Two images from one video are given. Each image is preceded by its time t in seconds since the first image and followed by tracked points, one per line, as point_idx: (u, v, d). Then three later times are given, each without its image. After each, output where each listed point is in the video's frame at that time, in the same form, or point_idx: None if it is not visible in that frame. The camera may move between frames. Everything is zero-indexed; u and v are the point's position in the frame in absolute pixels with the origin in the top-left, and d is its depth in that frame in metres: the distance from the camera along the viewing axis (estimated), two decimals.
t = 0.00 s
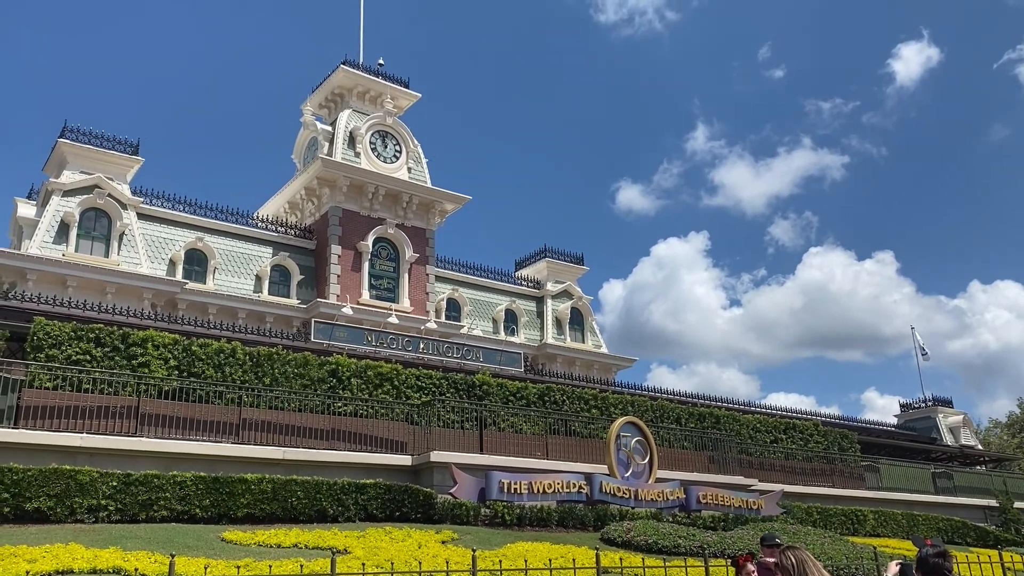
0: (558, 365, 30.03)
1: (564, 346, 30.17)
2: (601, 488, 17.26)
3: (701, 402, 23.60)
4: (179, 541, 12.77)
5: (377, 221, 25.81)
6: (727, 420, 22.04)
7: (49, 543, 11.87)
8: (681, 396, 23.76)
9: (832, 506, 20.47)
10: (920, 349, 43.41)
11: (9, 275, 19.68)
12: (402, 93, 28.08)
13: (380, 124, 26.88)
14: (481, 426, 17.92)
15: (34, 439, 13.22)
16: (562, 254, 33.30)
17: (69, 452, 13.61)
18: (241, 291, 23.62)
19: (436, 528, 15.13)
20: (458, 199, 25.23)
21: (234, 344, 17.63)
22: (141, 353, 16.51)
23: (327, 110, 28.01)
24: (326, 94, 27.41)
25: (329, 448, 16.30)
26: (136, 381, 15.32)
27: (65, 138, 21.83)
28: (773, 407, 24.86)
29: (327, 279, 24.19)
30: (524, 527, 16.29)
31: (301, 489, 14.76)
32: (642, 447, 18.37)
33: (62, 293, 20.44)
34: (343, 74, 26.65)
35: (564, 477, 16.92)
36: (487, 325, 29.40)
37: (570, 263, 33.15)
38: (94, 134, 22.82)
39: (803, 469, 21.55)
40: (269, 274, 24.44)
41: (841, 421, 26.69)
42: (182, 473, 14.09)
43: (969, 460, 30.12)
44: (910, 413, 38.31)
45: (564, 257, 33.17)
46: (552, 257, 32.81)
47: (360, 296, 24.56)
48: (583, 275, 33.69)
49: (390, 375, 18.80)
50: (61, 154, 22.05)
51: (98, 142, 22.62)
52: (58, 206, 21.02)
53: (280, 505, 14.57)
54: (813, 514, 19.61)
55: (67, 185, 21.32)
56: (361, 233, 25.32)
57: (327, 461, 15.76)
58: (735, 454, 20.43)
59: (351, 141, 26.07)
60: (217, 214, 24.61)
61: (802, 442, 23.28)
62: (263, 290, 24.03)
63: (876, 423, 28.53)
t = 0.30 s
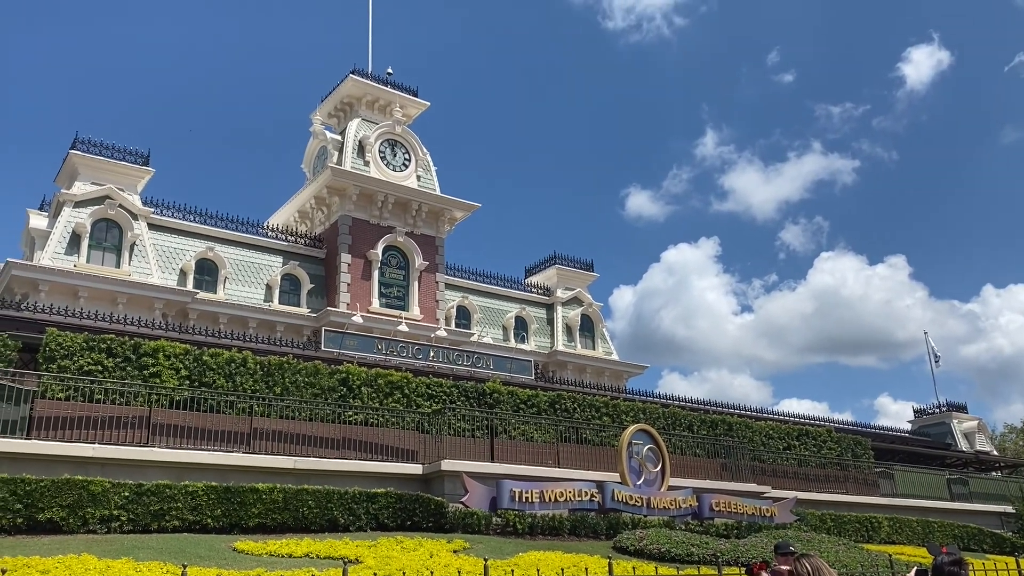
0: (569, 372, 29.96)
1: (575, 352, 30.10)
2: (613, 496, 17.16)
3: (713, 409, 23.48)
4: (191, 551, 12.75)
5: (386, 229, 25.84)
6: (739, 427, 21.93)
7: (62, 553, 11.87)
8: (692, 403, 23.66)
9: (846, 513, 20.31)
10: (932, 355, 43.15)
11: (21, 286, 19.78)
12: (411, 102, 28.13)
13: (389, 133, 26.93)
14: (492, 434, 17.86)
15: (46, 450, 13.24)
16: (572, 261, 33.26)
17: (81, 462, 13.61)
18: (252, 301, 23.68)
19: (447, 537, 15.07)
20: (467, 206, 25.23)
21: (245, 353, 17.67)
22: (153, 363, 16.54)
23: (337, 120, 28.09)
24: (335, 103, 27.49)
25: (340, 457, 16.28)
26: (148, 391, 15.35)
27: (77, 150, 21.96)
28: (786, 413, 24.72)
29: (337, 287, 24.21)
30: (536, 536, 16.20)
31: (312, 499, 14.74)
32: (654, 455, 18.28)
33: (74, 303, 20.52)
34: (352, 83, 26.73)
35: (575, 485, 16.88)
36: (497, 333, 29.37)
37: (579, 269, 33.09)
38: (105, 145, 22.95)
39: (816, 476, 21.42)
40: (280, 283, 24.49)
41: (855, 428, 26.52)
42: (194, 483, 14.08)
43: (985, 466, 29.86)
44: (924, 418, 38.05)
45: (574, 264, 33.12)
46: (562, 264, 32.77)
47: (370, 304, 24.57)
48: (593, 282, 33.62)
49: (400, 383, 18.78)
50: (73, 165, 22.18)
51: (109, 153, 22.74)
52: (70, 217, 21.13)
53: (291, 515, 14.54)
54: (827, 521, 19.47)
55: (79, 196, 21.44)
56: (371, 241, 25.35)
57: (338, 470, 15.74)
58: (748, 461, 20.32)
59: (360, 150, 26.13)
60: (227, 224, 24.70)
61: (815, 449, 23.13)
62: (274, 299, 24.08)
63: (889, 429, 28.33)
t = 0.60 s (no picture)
0: (582, 380, 29.90)
1: (588, 360, 30.05)
2: (628, 505, 17.16)
3: (728, 417, 23.38)
4: (207, 561, 12.77)
5: (399, 238, 25.90)
6: (755, 434, 21.82)
7: (79, 564, 11.91)
8: (707, 410, 23.55)
9: (863, 520, 20.16)
10: (949, 360, 42.81)
11: (37, 297, 19.93)
12: (423, 111, 28.22)
13: (401, 143, 27.02)
14: (506, 443, 17.83)
15: (64, 461, 13.31)
16: (584, 268, 33.21)
17: (98, 473, 13.67)
18: (266, 311, 23.77)
19: (462, 547, 15.02)
20: (480, 215, 25.26)
21: (259, 364, 17.73)
22: (168, 374, 16.62)
23: (349, 130, 28.21)
24: (348, 113, 27.61)
25: (355, 467, 16.28)
26: (163, 402, 15.41)
27: (92, 162, 22.16)
28: (801, 421, 24.57)
29: (350, 297, 24.28)
30: (551, 545, 16.12)
31: (327, 508, 14.76)
32: (669, 463, 18.16)
33: (90, 314, 20.66)
34: (364, 93, 26.85)
35: (591, 494, 16.82)
36: (510, 341, 29.37)
37: (592, 276, 33.03)
38: (121, 158, 23.15)
39: (833, 483, 21.28)
40: (294, 293, 24.59)
41: (871, 434, 26.32)
42: (209, 494, 14.12)
43: (1004, 473, 29.55)
44: (941, 425, 37.74)
45: (586, 271, 33.08)
46: (574, 271, 32.74)
47: (383, 313, 24.61)
48: (606, 289, 33.56)
49: (414, 393, 18.79)
50: (88, 178, 22.38)
51: (124, 165, 22.93)
52: (85, 229, 21.31)
53: (306, 524, 14.54)
54: (844, 529, 19.33)
55: (94, 208, 21.63)
56: (384, 250, 25.42)
57: (353, 480, 15.76)
58: (764, 468, 20.22)
59: (372, 160, 26.22)
60: (241, 235, 24.83)
61: (831, 456, 22.96)
62: (288, 309, 24.17)
63: (906, 435, 28.08)
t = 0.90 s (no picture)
0: (599, 387, 29.84)
1: (604, 367, 29.97)
2: (646, 512, 17.06)
3: (746, 423, 23.24)
4: (226, 570, 12.79)
5: (414, 246, 25.96)
6: (773, 440, 21.68)
7: (99, 573, 11.96)
8: (725, 417, 23.42)
9: (884, 527, 19.97)
10: (969, 366, 42.45)
11: (57, 308, 20.11)
12: (437, 120, 28.31)
13: (416, 151, 27.10)
14: (523, 451, 17.80)
15: (84, 471, 13.39)
16: (600, 274, 33.16)
17: (118, 483, 13.74)
18: (283, 320, 23.88)
19: (480, 555, 14.97)
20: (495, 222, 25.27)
21: (276, 373, 17.79)
22: (186, 383, 16.71)
23: (364, 139, 28.33)
24: (363, 123, 27.74)
25: (372, 476, 16.29)
26: (181, 412, 15.46)
27: (111, 174, 22.37)
28: (821, 427, 24.38)
29: (366, 305, 24.35)
30: (569, 553, 16.07)
31: (344, 517, 14.77)
32: (687, 470, 18.08)
33: (109, 324, 20.82)
34: (379, 102, 26.97)
35: (608, 502, 16.75)
36: (526, 348, 29.35)
37: (607, 283, 32.96)
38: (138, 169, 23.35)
39: (853, 489, 21.11)
40: (310, 302, 24.69)
41: (891, 440, 26.09)
42: (228, 503, 14.16)
43: None
44: (962, 430, 37.38)
45: (601, 278, 33.02)
46: (590, 278, 32.69)
47: (399, 321, 24.65)
48: (622, 295, 33.49)
49: (431, 401, 18.80)
50: (107, 190, 22.59)
51: (141, 176, 23.13)
52: (104, 240, 21.50)
53: (324, 533, 14.56)
54: (865, 536, 19.17)
55: (112, 220, 21.83)
56: (399, 258, 25.49)
57: (371, 488, 15.77)
58: (783, 475, 20.08)
59: (387, 168, 26.32)
60: (257, 244, 24.97)
61: (851, 462, 22.77)
62: (304, 318, 24.27)
63: (926, 441, 27.83)
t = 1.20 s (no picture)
0: (617, 392, 29.77)
1: (622, 372, 29.90)
2: (666, 517, 16.98)
3: (766, 427, 23.08)
4: None
5: (431, 253, 26.03)
6: (793, 445, 21.52)
7: None
8: (745, 421, 23.28)
9: (906, 532, 19.78)
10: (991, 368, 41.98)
11: (78, 317, 20.30)
12: (453, 126, 28.40)
13: (432, 157, 27.19)
14: (542, 456, 17.78)
15: (106, 478, 13.49)
16: (616, 279, 33.10)
17: (139, 490, 13.83)
18: (302, 327, 24.01)
19: (499, 561, 14.91)
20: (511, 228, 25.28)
21: (295, 379, 17.88)
22: (206, 391, 16.82)
23: (380, 146, 28.46)
24: (379, 130, 27.87)
25: (391, 481, 16.30)
26: (201, 419, 15.51)
27: (130, 184, 22.60)
28: (842, 430, 24.16)
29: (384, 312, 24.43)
30: (588, 558, 15.97)
31: (364, 523, 14.80)
32: (706, 475, 18.01)
33: (130, 333, 21.00)
34: (395, 110, 27.09)
35: (627, 507, 16.67)
36: (543, 353, 29.33)
37: (624, 287, 32.90)
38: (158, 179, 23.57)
39: (875, 494, 20.99)
40: (329, 308, 24.81)
41: (913, 443, 25.82)
42: (248, 509, 14.22)
43: None
44: (986, 433, 36.94)
45: (618, 282, 32.96)
46: (606, 283, 32.64)
47: (416, 327, 24.71)
48: (639, 300, 33.39)
49: (449, 406, 18.82)
50: (127, 199, 22.82)
51: (161, 185, 23.35)
52: (124, 249, 21.72)
53: (344, 539, 14.60)
54: (888, 540, 19.00)
55: (133, 229, 22.04)
56: (416, 264, 25.58)
57: (390, 494, 15.79)
58: (803, 479, 19.93)
59: (404, 175, 26.43)
60: (275, 252, 25.12)
61: (873, 466, 22.56)
62: (323, 325, 24.39)
63: (949, 444, 27.52)
